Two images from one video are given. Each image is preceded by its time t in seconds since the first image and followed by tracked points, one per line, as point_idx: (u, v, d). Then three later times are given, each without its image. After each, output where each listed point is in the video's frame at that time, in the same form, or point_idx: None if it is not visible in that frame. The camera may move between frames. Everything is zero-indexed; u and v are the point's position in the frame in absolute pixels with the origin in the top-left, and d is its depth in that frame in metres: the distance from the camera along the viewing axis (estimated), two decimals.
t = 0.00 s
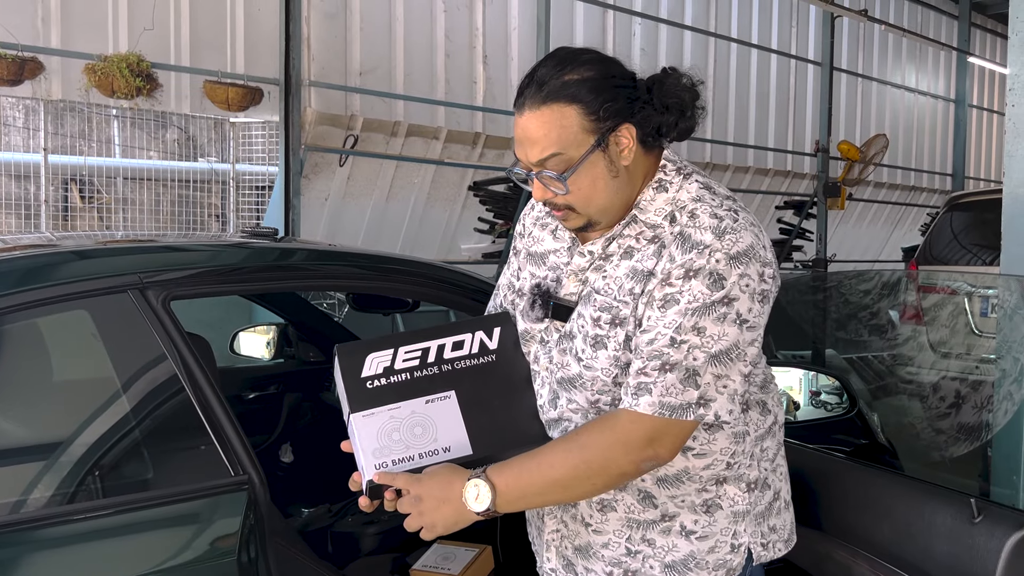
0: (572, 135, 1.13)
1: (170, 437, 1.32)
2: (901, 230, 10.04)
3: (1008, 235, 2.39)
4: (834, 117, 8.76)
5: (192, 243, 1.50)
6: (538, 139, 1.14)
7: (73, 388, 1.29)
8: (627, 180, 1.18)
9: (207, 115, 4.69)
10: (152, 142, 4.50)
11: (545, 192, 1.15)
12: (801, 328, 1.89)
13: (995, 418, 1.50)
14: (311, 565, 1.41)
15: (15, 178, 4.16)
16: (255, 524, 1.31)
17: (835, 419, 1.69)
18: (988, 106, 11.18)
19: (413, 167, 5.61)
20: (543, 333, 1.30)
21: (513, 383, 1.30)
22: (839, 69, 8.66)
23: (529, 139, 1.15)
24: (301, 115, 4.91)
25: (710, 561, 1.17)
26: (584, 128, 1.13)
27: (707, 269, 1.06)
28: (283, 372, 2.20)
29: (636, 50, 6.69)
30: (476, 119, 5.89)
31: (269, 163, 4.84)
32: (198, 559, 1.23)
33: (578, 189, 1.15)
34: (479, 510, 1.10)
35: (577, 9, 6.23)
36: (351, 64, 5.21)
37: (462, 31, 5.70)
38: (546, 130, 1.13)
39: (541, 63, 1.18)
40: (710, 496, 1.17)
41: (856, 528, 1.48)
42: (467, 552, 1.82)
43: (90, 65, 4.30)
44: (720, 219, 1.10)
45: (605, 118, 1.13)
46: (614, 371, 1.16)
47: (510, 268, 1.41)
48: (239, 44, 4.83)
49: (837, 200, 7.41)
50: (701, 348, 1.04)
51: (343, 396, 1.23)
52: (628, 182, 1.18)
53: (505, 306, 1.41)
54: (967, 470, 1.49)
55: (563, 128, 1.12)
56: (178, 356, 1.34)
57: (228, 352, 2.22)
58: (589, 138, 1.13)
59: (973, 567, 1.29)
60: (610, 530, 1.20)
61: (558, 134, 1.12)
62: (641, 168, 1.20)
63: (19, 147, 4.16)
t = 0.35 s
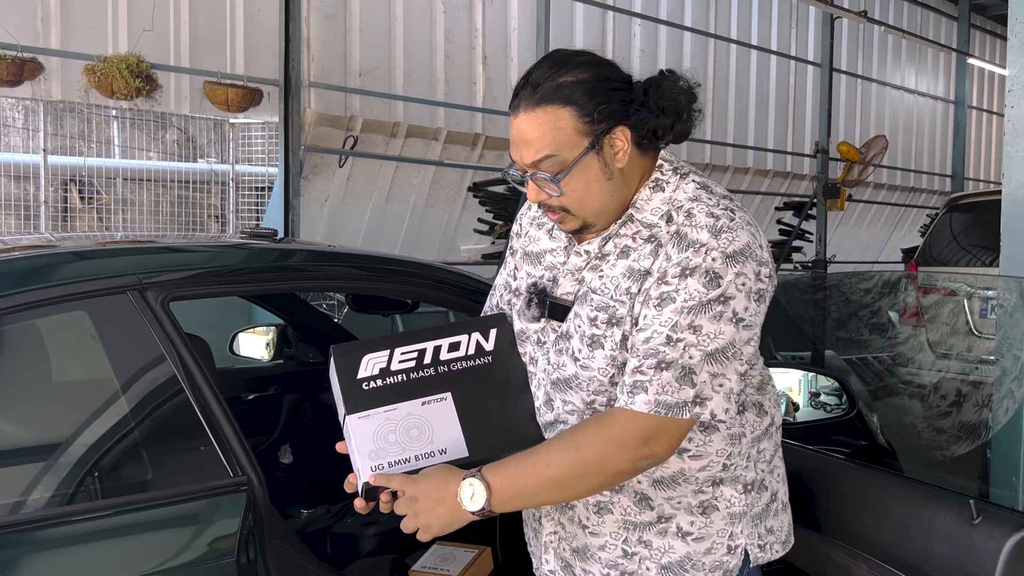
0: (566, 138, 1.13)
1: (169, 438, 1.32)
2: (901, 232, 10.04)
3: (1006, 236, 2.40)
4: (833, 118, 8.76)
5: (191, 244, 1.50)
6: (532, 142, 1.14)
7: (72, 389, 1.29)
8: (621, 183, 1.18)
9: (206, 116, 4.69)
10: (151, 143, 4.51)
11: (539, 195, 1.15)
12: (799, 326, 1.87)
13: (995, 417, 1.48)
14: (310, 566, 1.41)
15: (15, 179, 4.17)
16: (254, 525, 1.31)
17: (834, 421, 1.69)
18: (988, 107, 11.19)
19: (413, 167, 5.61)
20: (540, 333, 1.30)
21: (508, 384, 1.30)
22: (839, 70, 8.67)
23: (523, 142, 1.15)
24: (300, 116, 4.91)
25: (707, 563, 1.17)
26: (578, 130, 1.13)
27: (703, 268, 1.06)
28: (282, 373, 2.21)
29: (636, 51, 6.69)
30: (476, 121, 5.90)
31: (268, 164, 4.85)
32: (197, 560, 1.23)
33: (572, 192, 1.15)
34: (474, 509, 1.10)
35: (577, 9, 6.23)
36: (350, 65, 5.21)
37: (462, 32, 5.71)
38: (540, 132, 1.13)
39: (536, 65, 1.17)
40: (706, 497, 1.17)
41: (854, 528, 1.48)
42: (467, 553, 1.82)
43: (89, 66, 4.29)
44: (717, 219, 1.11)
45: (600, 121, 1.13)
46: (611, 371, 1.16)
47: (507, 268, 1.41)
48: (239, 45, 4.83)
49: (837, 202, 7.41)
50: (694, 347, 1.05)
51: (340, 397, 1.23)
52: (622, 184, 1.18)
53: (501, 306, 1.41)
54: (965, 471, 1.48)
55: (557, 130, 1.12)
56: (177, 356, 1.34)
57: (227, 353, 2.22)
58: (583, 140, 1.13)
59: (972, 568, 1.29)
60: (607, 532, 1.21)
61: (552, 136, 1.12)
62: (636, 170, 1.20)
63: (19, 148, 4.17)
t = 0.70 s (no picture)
0: (563, 138, 1.13)
1: (169, 438, 1.32)
2: (900, 233, 10.05)
3: (1005, 236, 2.39)
4: (833, 119, 8.76)
5: (191, 245, 1.50)
6: (529, 142, 1.14)
7: (73, 389, 1.29)
8: (619, 182, 1.18)
9: (206, 116, 4.69)
10: (151, 144, 4.51)
11: (538, 194, 1.16)
12: (799, 327, 1.87)
13: (997, 413, 1.48)
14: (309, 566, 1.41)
15: (16, 179, 4.18)
16: (253, 525, 1.31)
17: (834, 422, 1.69)
18: (987, 108, 11.19)
19: (413, 168, 5.61)
20: (539, 333, 1.30)
21: (507, 384, 1.31)
22: (839, 71, 8.67)
23: (520, 141, 1.15)
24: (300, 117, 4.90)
25: (703, 564, 1.17)
26: (574, 129, 1.13)
27: (711, 270, 1.06)
28: (281, 373, 2.20)
29: (636, 52, 6.69)
30: (475, 122, 5.90)
31: (268, 165, 4.85)
32: (197, 560, 1.23)
33: (569, 192, 1.15)
34: (486, 478, 1.09)
35: (577, 10, 6.23)
36: (350, 66, 5.21)
37: (462, 33, 5.71)
38: (536, 132, 1.13)
39: (532, 65, 1.17)
40: (703, 498, 1.17)
41: (855, 530, 1.48)
42: (466, 553, 1.81)
43: (89, 66, 4.29)
44: (719, 219, 1.11)
45: (596, 121, 1.13)
46: (613, 374, 1.16)
47: (506, 268, 1.41)
48: (238, 46, 4.83)
49: (837, 203, 7.42)
50: (717, 346, 1.05)
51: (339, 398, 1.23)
52: (620, 184, 1.18)
53: (500, 306, 1.40)
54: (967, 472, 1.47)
55: (554, 130, 1.12)
56: (177, 358, 1.34)
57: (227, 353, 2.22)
58: (580, 141, 1.13)
59: (972, 569, 1.29)
60: (603, 532, 1.20)
61: (548, 136, 1.12)
62: (634, 170, 1.20)
63: (19, 149, 4.18)
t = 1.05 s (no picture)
0: (563, 139, 1.13)
1: (169, 440, 1.32)
2: (900, 234, 10.05)
3: (1003, 238, 2.39)
4: (833, 120, 8.77)
5: (191, 246, 1.50)
6: (529, 144, 1.14)
7: (72, 390, 1.29)
8: (618, 184, 1.18)
9: (206, 117, 4.69)
10: (151, 144, 4.51)
11: (538, 195, 1.16)
12: (800, 329, 1.89)
13: (998, 414, 1.43)
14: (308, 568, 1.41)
15: (15, 180, 4.18)
16: (252, 526, 1.31)
17: (833, 422, 1.70)
18: (987, 109, 11.20)
19: (413, 169, 5.61)
20: (540, 333, 1.29)
21: (508, 385, 1.30)
22: (839, 72, 8.68)
23: (521, 144, 1.15)
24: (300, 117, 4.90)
25: (702, 565, 1.17)
26: (573, 131, 1.13)
27: (715, 271, 1.06)
28: (282, 373, 2.20)
29: (636, 53, 6.70)
30: (475, 122, 5.90)
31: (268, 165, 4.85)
32: (197, 560, 1.23)
33: (568, 193, 1.15)
34: (492, 478, 1.10)
35: (577, 11, 6.23)
36: (350, 67, 5.21)
37: (462, 34, 5.71)
38: (536, 134, 1.13)
39: (533, 67, 1.18)
40: (702, 499, 1.17)
41: (854, 531, 1.47)
42: (466, 554, 1.81)
43: (89, 67, 4.28)
44: (722, 221, 1.11)
45: (596, 122, 1.13)
46: (615, 375, 1.16)
47: (508, 269, 1.41)
48: (238, 46, 4.82)
49: (837, 204, 7.42)
50: (723, 350, 1.05)
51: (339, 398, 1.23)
52: (620, 185, 1.18)
53: (502, 307, 1.40)
54: (965, 474, 1.45)
55: (554, 132, 1.12)
56: (177, 359, 1.34)
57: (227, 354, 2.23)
58: (580, 142, 1.13)
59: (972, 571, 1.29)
60: (602, 532, 1.20)
61: (549, 137, 1.13)
62: (635, 172, 1.20)
63: (18, 149, 4.18)
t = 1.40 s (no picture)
0: (558, 138, 1.13)
1: (168, 440, 1.32)
2: (900, 235, 10.05)
3: (1002, 239, 2.39)
4: (832, 121, 8.77)
5: (191, 246, 1.50)
6: (525, 143, 1.15)
7: (72, 390, 1.29)
8: (615, 183, 1.18)
9: (206, 117, 4.69)
10: (151, 145, 4.51)
11: (535, 194, 1.17)
12: (800, 329, 1.88)
13: (999, 414, 1.45)
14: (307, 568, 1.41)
15: (15, 180, 4.17)
16: (252, 527, 1.31)
17: (832, 423, 1.70)
18: (987, 110, 11.20)
19: (413, 169, 5.60)
20: (541, 333, 1.29)
21: (508, 385, 1.30)
22: (839, 72, 8.68)
23: (517, 143, 1.16)
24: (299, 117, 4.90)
25: (700, 566, 1.17)
26: (569, 130, 1.13)
27: (716, 269, 1.06)
28: (282, 374, 2.21)
29: (635, 54, 6.70)
30: (475, 123, 5.90)
31: (267, 166, 4.83)
32: (197, 561, 1.23)
33: (564, 192, 1.15)
34: (492, 451, 1.10)
35: (577, 12, 6.24)
36: (350, 67, 5.21)
37: (462, 35, 5.71)
38: (532, 133, 1.14)
39: (533, 66, 1.18)
40: (701, 500, 1.17)
41: (853, 531, 1.47)
42: (465, 555, 1.81)
43: (89, 67, 4.28)
44: (722, 220, 1.11)
45: (592, 122, 1.13)
46: (615, 374, 1.15)
47: (508, 269, 1.40)
48: (238, 47, 4.83)
49: (837, 204, 7.42)
50: (723, 348, 1.05)
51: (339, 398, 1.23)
52: (617, 185, 1.18)
53: (502, 308, 1.40)
54: (965, 474, 1.45)
55: (550, 131, 1.13)
56: (177, 359, 1.34)
57: (227, 354, 2.24)
58: (576, 142, 1.13)
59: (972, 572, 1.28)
60: (601, 532, 1.19)
61: (545, 136, 1.13)
62: (632, 172, 1.20)
63: (19, 150, 4.18)
